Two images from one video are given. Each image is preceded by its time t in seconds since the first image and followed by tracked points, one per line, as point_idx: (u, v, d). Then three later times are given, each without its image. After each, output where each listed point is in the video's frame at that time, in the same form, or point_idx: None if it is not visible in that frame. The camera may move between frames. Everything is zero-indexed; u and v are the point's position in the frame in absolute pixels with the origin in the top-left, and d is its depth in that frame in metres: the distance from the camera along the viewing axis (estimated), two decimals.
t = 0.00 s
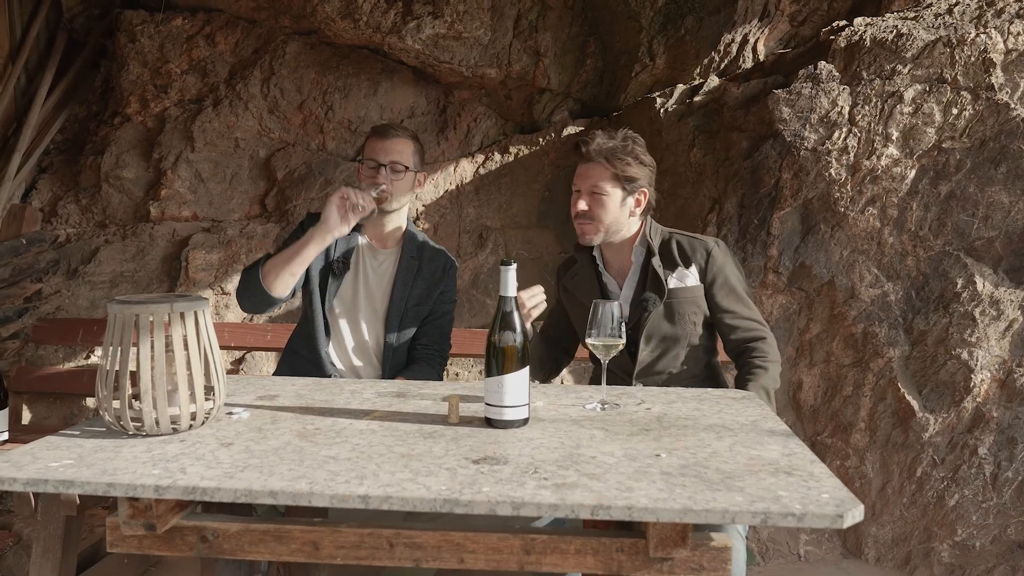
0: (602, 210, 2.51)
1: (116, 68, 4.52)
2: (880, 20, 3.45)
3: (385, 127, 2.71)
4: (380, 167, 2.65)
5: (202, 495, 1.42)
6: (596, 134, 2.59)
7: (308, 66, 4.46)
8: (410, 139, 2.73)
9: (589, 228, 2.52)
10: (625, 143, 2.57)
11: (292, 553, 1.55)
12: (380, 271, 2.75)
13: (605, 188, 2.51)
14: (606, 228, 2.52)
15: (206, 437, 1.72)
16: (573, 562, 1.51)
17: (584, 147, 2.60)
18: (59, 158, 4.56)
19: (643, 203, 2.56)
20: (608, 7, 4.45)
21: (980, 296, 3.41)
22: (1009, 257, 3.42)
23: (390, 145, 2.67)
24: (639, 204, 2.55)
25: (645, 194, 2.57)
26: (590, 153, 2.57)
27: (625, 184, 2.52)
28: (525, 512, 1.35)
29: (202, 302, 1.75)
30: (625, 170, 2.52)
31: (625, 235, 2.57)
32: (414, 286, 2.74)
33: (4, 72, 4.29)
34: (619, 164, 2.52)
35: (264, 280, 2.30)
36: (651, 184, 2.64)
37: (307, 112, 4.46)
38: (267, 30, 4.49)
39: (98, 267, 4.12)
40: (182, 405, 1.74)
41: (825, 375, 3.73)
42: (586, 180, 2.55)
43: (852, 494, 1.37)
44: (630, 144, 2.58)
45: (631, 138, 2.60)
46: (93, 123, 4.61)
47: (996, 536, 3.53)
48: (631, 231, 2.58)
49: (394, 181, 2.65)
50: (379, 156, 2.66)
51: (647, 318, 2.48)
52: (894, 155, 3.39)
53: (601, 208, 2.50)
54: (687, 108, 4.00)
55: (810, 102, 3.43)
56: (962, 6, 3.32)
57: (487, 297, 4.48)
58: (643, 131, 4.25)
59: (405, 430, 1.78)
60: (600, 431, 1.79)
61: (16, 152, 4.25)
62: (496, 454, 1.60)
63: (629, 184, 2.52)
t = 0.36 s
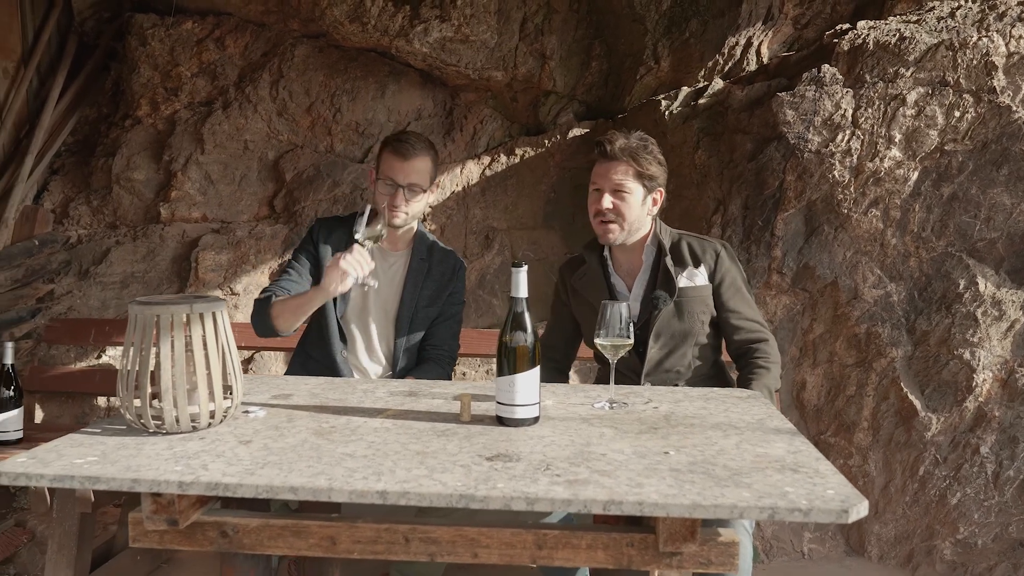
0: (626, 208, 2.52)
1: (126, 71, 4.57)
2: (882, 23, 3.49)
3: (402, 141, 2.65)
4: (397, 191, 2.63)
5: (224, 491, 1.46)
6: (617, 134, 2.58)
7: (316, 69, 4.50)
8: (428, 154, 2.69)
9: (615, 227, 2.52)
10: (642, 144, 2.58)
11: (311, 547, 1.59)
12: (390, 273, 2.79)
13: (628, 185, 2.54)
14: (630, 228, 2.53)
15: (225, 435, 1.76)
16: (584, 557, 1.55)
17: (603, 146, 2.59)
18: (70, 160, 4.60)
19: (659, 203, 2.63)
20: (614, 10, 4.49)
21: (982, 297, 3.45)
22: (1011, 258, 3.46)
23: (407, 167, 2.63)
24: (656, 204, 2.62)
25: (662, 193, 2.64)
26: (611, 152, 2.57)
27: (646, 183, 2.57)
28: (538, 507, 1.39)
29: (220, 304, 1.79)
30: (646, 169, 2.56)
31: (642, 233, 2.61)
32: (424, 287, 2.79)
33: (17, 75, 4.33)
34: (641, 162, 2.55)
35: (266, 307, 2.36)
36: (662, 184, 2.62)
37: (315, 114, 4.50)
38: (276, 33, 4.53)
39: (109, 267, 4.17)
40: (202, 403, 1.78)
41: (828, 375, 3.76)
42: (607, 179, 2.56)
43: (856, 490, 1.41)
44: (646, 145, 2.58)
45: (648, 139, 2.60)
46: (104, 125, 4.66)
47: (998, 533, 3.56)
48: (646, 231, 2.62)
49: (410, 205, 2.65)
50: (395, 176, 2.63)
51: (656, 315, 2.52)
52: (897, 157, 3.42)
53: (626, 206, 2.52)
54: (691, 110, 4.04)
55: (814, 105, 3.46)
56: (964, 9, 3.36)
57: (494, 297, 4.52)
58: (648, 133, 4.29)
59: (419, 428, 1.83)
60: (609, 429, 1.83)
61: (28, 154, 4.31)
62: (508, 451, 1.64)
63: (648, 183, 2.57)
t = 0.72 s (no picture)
0: (644, 207, 2.57)
1: (138, 73, 4.62)
2: (885, 27, 3.53)
3: (424, 151, 2.67)
4: (419, 201, 2.67)
5: (247, 486, 1.50)
6: (631, 136, 2.64)
7: (324, 72, 4.53)
8: (450, 163, 2.72)
9: (637, 226, 2.58)
10: (657, 145, 2.64)
11: (329, 541, 1.64)
12: (404, 277, 2.86)
13: (645, 186, 2.58)
14: (651, 226, 2.59)
15: (243, 432, 1.81)
16: (595, 550, 1.59)
17: (620, 148, 2.64)
18: (81, 161, 4.64)
19: (677, 200, 2.67)
20: (619, 14, 4.54)
21: (984, 297, 3.48)
22: (1012, 259, 3.50)
23: (428, 177, 2.66)
24: (674, 201, 2.66)
25: (679, 190, 2.68)
26: (627, 154, 2.63)
27: (664, 182, 2.61)
28: (552, 502, 1.44)
29: (237, 304, 1.84)
30: (663, 168, 2.59)
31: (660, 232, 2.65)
32: (436, 291, 2.83)
33: (30, 79, 4.41)
34: (658, 163, 2.59)
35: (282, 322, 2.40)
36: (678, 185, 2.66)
37: (323, 117, 4.54)
38: (285, 37, 4.58)
39: (120, 268, 4.22)
40: (221, 401, 1.82)
41: (832, 374, 3.77)
42: (624, 180, 2.61)
43: (860, 485, 1.45)
44: (662, 145, 2.64)
45: (663, 140, 2.66)
46: (115, 127, 4.70)
47: (999, 532, 3.54)
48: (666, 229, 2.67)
49: (429, 214, 2.70)
50: (417, 186, 2.66)
51: (669, 310, 2.56)
52: (899, 159, 3.46)
53: (644, 206, 2.57)
54: (696, 113, 4.09)
55: (817, 107, 3.50)
56: (966, 13, 3.40)
57: (499, 297, 4.55)
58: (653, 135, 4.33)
59: (433, 426, 1.87)
60: (618, 427, 1.87)
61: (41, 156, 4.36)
62: (521, 448, 1.69)
63: (665, 182, 2.61)
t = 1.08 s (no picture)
0: (664, 209, 2.62)
1: (148, 75, 4.68)
2: (887, 29, 3.58)
3: (440, 149, 2.75)
4: (436, 199, 2.74)
5: (268, 478, 1.55)
6: (653, 139, 2.67)
7: (332, 74, 4.58)
8: (465, 162, 2.79)
9: (655, 225, 2.63)
10: (677, 148, 2.68)
11: (345, 532, 1.69)
12: (418, 278, 2.93)
13: (666, 189, 2.62)
14: (667, 226, 2.64)
15: (262, 427, 1.85)
16: (605, 541, 1.64)
17: (641, 151, 2.67)
18: (92, 162, 4.68)
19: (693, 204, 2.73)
20: (623, 15, 4.59)
21: (984, 296, 3.52)
22: (1012, 258, 3.53)
23: (444, 174, 2.73)
24: (691, 204, 2.72)
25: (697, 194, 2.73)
26: (648, 157, 2.66)
27: (682, 185, 2.66)
28: (564, 492, 1.48)
29: (255, 302, 1.89)
30: (683, 172, 2.65)
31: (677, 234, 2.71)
32: (448, 291, 2.89)
33: (42, 81, 4.48)
34: (678, 166, 2.64)
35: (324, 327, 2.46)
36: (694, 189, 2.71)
37: (331, 118, 4.59)
38: (293, 39, 4.63)
39: (131, 267, 4.28)
40: (239, 396, 1.87)
41: (834, 372, 3.81)
42: (645, 181, 2.64)
43: (863, 477, 1.50)
44: (682, 149, 2.68)
45: (683, 144, 2.70)
46: (125, 128, 4.76)
47: (1000, 527, 3.57)
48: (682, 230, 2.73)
49: (445, 212, 2.77)
50: (433, 183, 2.73)
51: (683, 306, 2.61)
52: (901, 159, 3.51)
53: (664, 208, 2.61)
54: (700, 114, 4.14)
55: (820, 108, 3.55)
56: (967, 15, 3.45)
57: (505, 296, 4.59)
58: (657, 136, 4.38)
59: (445, 420, 1.92)
60: (626, 422, 1.92)
61: (54, 157, 4.42)
62: (532, 442, 1.74)
63: (683, 185, 2.66)
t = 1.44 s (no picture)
0: (655, 211, 2.67)
1: (157, 78, 4.74)
2: (885, 32, 3.64)
3: (449, 150, 2.81)
4: (446, 199, 2.79)
5: (283, 469, 1.60)
6: (645, 143, 2.74)
7: (338, 76, 4.64)
8: (474, 163, 2.84)
9: (647, 225, 2.68)
10: (669, 151, 2.74)
11: (357, 522, 1.74)
12: (427, 279, 3.00)
13: (657, 191, 2.67)
14: (659, 227, 2.70)
15: (275, 420, 1.91)
16: (608, 530, 1.69)
17: (633, 153, 2.73)
18: (102, 163, 4.74)
19: (686, 206, 2.78)
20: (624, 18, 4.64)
21: (981, 295, 3.56)
22: (1009, 257, 3.58)
23: (453, 173, 2.79)
24: (684, 206, 2.77)
25: (690, 196, 2.78)
26: (640, 159, 2.72)
27: (674, 187, 2.70)
28: (569, 482, 1.54)
29: (268, 299, 1.94)
30: (674, 174, 2.68)
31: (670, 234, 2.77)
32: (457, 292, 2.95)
33: (52, 83, 4.55)
34: (669, 168, 2.68)
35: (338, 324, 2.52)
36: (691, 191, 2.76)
37: (336, 120, 4.64)
38: (300, 42, 4.68)
39: (140, 267, 4.34)
40: (254, 391, 1.93)
41: (833, 369, 3.86)
42: (637, 183, 2.70)
43: (857, 467, 1.55)
44: (674, 152, 2.74)
45: (675, 147, 2.76)
46: (134, 130, 4.82)
47: (996, 522, 3.61)
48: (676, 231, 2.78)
49: (455, 212, 2.82)
50: (443, 182, 2.79)
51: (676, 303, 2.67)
52: (899, 160, 3.55)
53: (655, 210, 2.67)
54: (701, 115, 4.20)
55: (820, 109, 3.60)
56: (964, 18, 3.49)
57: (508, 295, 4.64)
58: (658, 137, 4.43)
59: (453, 415, 1.98)
60: (628, 416, 1.98)
61: (64, 158, 4.49)
62: (538, 435, 1.79)
63: (676, 187, 2.71)
